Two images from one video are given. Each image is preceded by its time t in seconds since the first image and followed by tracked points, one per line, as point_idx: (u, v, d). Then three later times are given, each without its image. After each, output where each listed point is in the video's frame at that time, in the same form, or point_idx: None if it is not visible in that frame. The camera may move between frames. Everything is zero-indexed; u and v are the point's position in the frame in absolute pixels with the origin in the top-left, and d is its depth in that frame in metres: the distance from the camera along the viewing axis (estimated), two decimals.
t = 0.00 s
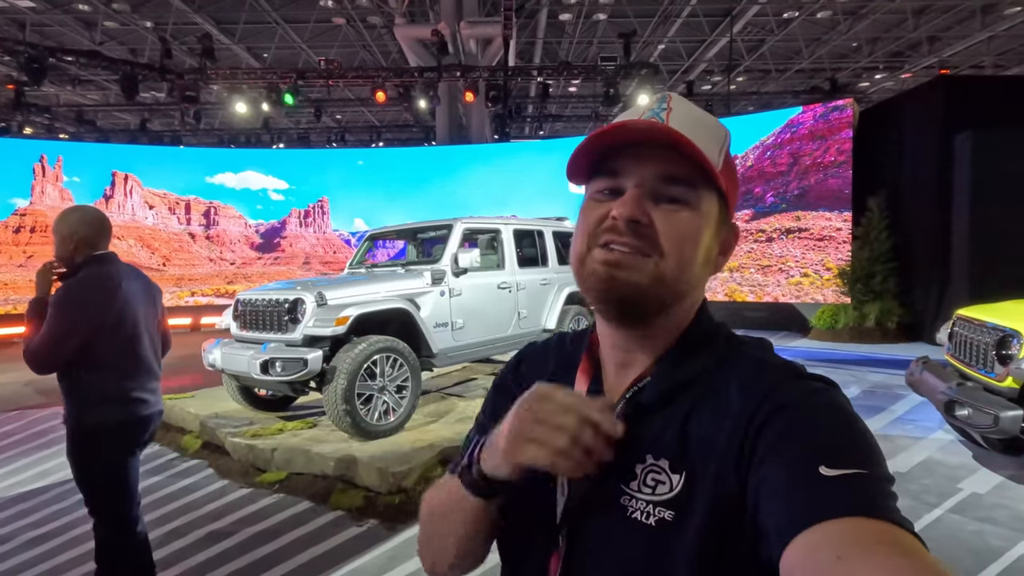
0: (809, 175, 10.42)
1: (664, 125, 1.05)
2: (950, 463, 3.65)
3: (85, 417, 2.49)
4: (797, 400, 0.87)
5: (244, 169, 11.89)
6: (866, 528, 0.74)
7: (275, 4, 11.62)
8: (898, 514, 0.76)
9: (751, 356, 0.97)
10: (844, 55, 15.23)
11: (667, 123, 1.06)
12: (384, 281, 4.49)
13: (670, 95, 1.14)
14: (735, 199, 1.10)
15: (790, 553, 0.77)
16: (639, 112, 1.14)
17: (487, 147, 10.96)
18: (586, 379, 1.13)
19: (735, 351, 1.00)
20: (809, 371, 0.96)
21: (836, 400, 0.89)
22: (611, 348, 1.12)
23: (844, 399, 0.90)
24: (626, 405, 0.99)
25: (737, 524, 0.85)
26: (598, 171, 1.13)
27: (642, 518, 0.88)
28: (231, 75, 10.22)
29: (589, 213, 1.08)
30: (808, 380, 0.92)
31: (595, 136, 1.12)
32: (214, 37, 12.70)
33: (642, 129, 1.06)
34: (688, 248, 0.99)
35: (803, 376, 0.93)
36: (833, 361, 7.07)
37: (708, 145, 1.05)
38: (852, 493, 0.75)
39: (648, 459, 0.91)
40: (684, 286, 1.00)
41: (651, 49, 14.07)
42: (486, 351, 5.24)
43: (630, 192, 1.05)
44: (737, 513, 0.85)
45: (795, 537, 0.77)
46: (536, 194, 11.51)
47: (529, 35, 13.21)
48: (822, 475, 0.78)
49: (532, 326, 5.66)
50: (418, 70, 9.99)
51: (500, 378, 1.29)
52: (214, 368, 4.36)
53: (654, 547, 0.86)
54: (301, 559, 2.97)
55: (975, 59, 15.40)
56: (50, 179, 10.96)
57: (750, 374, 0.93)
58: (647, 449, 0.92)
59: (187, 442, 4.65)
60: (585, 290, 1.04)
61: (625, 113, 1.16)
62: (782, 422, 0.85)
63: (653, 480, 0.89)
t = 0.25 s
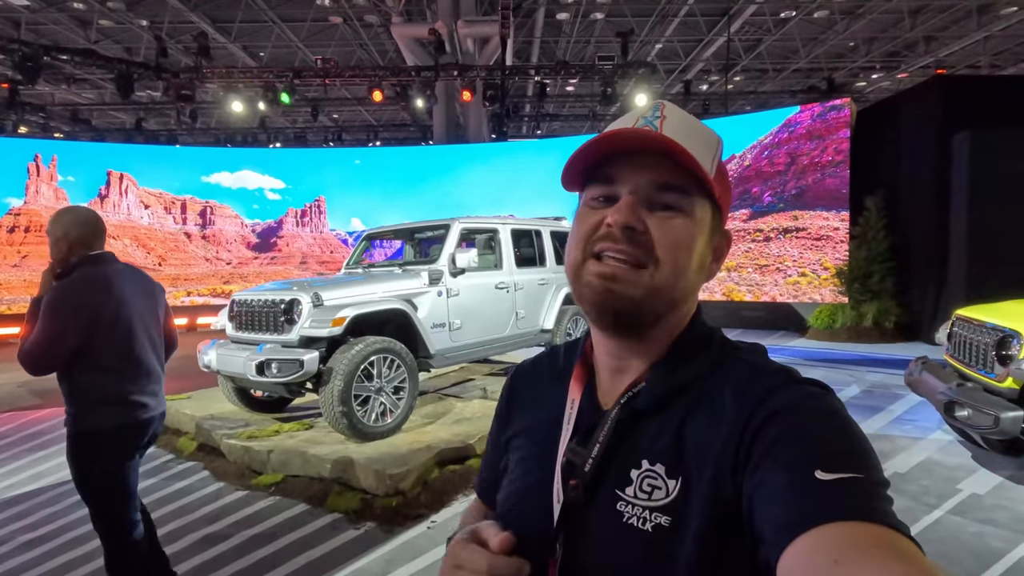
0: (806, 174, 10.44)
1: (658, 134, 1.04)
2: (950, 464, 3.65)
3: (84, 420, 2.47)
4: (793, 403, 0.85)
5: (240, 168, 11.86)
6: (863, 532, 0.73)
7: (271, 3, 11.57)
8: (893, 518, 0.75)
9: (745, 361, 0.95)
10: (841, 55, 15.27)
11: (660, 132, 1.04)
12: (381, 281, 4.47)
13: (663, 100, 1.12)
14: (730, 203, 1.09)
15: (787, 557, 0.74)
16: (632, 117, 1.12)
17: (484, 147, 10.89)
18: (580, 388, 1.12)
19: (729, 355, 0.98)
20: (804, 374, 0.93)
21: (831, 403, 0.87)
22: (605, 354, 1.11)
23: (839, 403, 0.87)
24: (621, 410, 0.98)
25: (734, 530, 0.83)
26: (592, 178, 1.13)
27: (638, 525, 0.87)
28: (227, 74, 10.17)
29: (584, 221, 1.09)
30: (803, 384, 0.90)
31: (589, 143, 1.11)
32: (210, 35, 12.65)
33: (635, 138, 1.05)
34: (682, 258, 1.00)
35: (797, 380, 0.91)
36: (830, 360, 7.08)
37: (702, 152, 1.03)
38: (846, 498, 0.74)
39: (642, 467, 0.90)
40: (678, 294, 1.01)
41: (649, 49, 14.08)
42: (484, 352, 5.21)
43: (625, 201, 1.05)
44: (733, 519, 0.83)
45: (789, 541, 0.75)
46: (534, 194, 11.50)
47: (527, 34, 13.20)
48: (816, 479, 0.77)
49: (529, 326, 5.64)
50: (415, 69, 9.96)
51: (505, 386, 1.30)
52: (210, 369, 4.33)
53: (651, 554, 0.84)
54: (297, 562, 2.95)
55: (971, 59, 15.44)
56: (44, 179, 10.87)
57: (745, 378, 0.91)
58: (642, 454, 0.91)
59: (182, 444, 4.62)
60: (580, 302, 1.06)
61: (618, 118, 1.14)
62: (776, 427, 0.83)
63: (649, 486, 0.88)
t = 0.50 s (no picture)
0: (805, 173, 10.44)
1: (660, 130, 1.02)
2: (953, 464, 3.65)
3: (85, 417, 2.44)
4: (811, 403, 0.83)
5: (236, 166, 11.84)
6: (881, 537, 0.70)
7: None
8: (912, 522, 0.72)
9: (761, 359, 0.93)
10: (839, 54, 15.28)
11: (661, 128, 1.02)
12: (379, 279, 4.44)
13: (664, 95, 1.10)
14: (738, 196, 1.07)
15: (801, 559, 0.73)
16: (633, 115, 1.10)
17: (480, 144, 11.06)
18: (594, 385, 1.11)
19: (744, 353, 0.96)
20: (822, 374, 0.91)
21: (849, 403, 0.85)
22: (618, 352, 1.10)
23: (857, 404, 0.85)
24: (633, 406, 0.97)
25: (747, 530, 0.82)
26: (597, 179, 1.12)
27: (649, 521, 0.86)
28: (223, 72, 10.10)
29: (589, 223, 1.07)
30: (822, 384, 0.88)
31: (590, 144, 1.10)
32: (206, 33, 12.58)
33: (634, 137, 1.04)
34: (689, 255, 0.98)
35: (815, 379, 0.89)
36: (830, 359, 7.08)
37: (705, 145, 1.02)
38: (864, 500, 0.72)
39: (653, 463, 0.89)
40: (686, 292, 0.99)
41: (647, 47, 14.06)
42: (484, 351, 5.19)
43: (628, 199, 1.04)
44: (746, 517, 0.82)
45: (803, 542, 0.73)
46: (532, 192, 11.46)
47: (525, 33, 13.18)
48: (832, 480, 0.75)
49: (528, 325, 5.61)
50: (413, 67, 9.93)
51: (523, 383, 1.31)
52: (205, 369, 4.29)
53: (663, 550, 0.83)
54: (295, 565, 2.93)
55: (968, 58, 15.47)
56: (38, 177, 10.74)
57: (760, 375, 0.89)
58: (654, 451, 0.90)
59: (177, 444, 4.58)
60: (589, 305, 1.05)
61: (619, 117, 1.12)
62: (792, 426, 0.81)
63: (660, 482, 0.87)
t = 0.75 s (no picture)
0: (805, 171, 10.41)
1: (674, 123, 1.02)
2: (958, 464, 3.63)
3: (89, 413, 2.39)
4: (840, 403, 0.82)
5: (232, 164, 11.74)
6: (917, 545, 0.70)
7: None
8: (948, 529, 0.71)
9: (789, 357, 0.93)
10: (836, 53, 15.27)
11: (676, 122, 1.02)
12: (376, 278, 4.39)
13: (676, 86, 1.09)
14: (756, 187, 1.08)
15: (833, 566, 0.72)
16: (645, 108, 1.10)
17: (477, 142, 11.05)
18: (611, 382, 1.10)
19: (767, 351, 0.96)
20: (849, 373, 0.90)
21: (879, 405, 0.84)
22: (637, 349, 1.10)
23: (888, 405, 0.85)
24: (653, 405, 0.96)
25: (773, 532, 0.82)
26: (612, 175, 1.12)
27: (672, 522, 0.85)
28: (219, 68, 10.02)
29: (605, 221, 1.08)
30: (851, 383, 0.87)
31: (603, 140, 1.09)
32: (202, 30, 12.50)
33: (648, 132, 1.03)
34: (709, 249, 0.99)
35: (843, 379, 0.88)
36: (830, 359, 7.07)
37: (722, 138, 1.02)
38: (898, 506, 0.71)
39: (677, 463, 0.88)
40: (707, 286, 1.00)
41: (645, 45, 14.03)
42: (482, 350, 5.17)
43: (645, 195, 1.04)
44: (772, 520, 0.81)
45: (834, 548, 0.73)
46: (530, 189, 11.40)
47: (522, 31, 13.13)
48: (865, 484, 0.74)
49: (527, 324, 5.58)
50: (410, 64, 9.89)
51: (535, 382, 1.29)
52: (199, 369, 4.24)
53: (687, 552, 0.82)
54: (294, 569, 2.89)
55: (965, 57, 15.49)
56: (31, 175, 10.49)
57: (785, 374, 0.89)
58: (676, 450, 0.89)
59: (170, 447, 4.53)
60: (608, 302, 1.05)
61: (631, 111, 1.12)
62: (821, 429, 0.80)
63: (683, 483, 0.86)
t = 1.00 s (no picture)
0: (802, 171, 10.39)
1: (679, 127, 1.01)
2: (958, 468, 3.61)
3: (93, 416, 2.33)
4: (849, 416, 0.83)
5: (227, 163, 11.68)
6: (934, 562, 0.70)
7: None
8: (967, 546, 0.72)
9: (796, 365, 0.93)
10: (833, 53, 15.27)
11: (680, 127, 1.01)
12: (370, 279, 4.36)
13: (680, 89, 1.08)
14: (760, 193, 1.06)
15: None
16: (649, 112, 1.09)
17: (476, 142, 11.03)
18: (613, 393, 1.08)
19: (774, 361, 0.96)
20: (858, 383, 0.91)
21: (891, 415, 0.85)
22: (639, 357, 1.08)
23: (900, 416, 0.85)
24: (659, 417, 0.96)
25: (785, 544, 0.83)
26: (614, 180, 1.10)
27: (683, 537, 0.86)
28: (214, 67, 9.96)
29: (609, 227, 1.06)
30: (861, 395, 0.88)
31: (607, 145, 1.08)
32: (197, 28, 12.43)
33: (652, 136, 1.02)
34: (714, 257, 0.97)
35: (852, 390, 0.89)
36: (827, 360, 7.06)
37: (727, 142, 1.01)
38: (913, 522, 0.72)
39: (687, 477, 0.89)
40: (712, 294, 0.98)
41: (642, 45, 14.02)
42: (478, 352, 5.14)
43: (649, 201, 1.03)
44: (784, 534, 0.83)
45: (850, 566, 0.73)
46: (527, 189, 11.36)
47: (520, 30, 13.10)
48: (880, 499, 0.75)
49: (523, 325, 5.55)
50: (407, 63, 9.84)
51: (529, 392, 1.27)
52: (188, 371, 4.19)
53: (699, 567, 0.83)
54: None
55: (962, 57, 15.50)
56: (23, 174, 10.50)
57: (793, 385, 0.89)
58: (683, 463, 0.90)
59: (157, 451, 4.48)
60: (611, 311, 1.03)
61: (633, 114, 1.11)
62: (832, 443, 0.81)
63: (692, 496, 0.87)
